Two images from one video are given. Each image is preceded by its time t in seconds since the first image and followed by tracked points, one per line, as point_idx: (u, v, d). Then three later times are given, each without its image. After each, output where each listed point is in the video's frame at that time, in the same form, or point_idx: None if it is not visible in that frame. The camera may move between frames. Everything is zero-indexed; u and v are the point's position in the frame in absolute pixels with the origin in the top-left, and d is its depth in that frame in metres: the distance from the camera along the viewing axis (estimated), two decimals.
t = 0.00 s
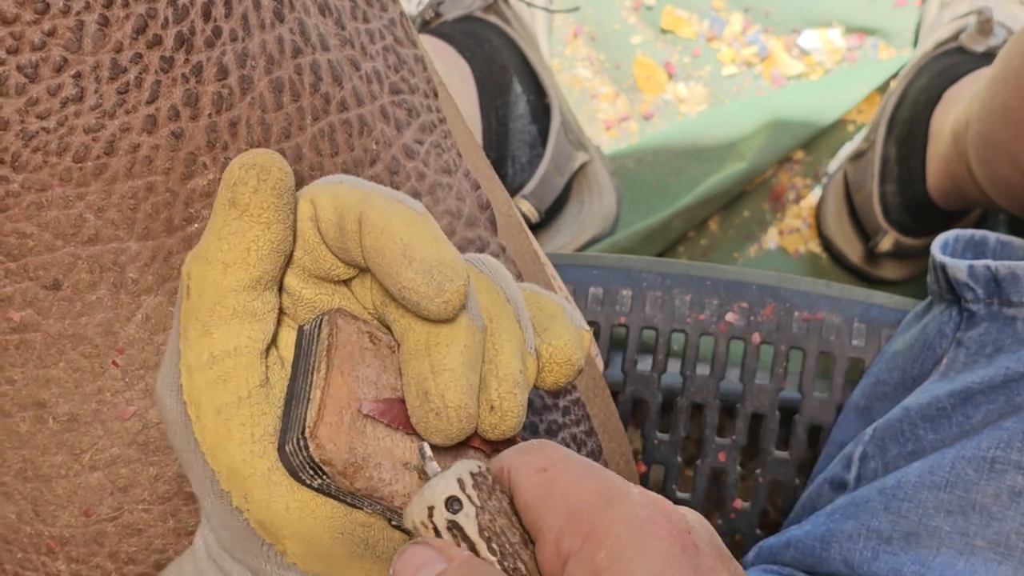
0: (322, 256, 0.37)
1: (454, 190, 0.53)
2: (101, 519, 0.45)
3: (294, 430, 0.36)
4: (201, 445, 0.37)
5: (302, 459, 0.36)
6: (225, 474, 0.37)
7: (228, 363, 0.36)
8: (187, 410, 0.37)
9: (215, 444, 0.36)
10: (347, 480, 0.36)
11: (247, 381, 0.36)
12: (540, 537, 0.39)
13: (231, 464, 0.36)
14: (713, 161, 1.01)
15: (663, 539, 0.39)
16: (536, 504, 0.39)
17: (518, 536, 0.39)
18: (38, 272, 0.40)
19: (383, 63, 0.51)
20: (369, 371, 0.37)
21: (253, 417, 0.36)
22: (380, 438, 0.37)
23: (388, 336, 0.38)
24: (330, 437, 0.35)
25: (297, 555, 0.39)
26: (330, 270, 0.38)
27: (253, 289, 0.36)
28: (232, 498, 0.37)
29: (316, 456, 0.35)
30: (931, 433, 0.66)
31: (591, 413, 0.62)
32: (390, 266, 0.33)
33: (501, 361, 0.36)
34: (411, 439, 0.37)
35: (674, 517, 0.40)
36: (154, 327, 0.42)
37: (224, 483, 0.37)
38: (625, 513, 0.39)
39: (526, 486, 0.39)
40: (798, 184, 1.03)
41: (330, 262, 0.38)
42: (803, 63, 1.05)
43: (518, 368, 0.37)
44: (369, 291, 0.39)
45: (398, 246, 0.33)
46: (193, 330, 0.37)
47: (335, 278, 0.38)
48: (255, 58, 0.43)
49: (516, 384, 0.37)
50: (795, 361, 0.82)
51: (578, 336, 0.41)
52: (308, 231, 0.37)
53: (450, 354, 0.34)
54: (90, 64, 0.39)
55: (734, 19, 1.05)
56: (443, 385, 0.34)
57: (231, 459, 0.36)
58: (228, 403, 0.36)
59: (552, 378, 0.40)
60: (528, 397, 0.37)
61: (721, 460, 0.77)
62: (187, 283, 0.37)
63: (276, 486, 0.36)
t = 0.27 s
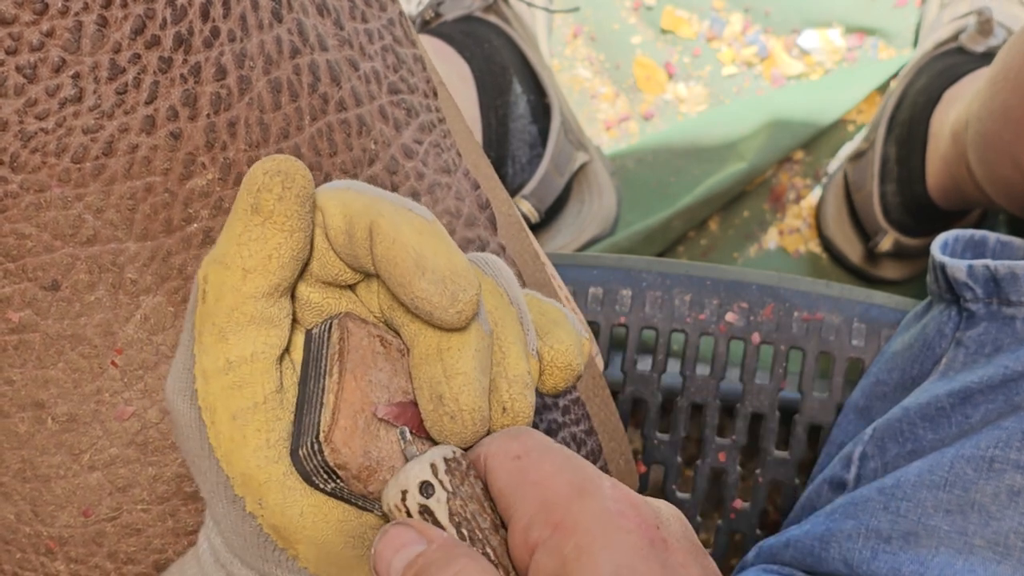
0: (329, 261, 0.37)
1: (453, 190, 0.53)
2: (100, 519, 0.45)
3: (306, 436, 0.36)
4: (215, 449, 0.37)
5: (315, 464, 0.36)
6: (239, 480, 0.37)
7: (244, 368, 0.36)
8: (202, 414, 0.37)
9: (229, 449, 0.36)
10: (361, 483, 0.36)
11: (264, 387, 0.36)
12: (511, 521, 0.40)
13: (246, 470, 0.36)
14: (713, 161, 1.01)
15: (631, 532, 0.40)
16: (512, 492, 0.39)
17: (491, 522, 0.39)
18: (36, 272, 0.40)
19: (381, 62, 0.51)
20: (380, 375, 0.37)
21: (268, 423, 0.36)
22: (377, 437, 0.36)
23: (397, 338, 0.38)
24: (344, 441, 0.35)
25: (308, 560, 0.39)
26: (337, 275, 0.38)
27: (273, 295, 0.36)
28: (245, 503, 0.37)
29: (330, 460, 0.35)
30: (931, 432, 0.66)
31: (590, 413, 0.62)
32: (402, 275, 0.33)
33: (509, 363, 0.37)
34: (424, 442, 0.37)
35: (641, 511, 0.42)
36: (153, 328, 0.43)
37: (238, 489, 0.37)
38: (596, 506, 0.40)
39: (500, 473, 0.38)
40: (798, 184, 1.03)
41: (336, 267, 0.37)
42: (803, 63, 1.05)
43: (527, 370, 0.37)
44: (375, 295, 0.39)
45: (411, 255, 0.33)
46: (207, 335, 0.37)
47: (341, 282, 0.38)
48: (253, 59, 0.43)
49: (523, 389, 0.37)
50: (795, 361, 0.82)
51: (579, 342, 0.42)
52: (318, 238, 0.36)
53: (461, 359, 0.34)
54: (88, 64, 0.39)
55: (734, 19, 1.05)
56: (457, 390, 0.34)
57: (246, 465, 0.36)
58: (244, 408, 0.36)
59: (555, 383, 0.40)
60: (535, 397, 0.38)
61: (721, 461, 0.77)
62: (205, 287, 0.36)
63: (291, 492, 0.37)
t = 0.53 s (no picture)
0: (332, 261, 0.38)
1: (452, 190, 0.53)
2: (99, 519, 0.45)
3: (307, 434, 0.36)
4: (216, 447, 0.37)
5: (317, 462, 0.36)
6: (241, 478, 0.37)
7: (247, 366, 0.36)
8: (203, 412, 0.37)
9: (231, 447, 0.36)
10: (362, 482, 0.36)
11: (266, 385, 0.36)
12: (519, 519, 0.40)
13: (248, 468, 0.36)
14: (713, 161, 1.01)
15: (642, 531, 0.40)
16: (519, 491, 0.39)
17: (497, 520, 0.40)
18: (35, 272, 0.40)
19: (380, 62, 0.51)
20: (382, 374, 0.37)
21: (270, 421, 0.36)
22: (377, 437, 0.36)
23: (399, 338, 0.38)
24: (346, 440, 0.35)
25: (309, 559, 0.39)
26: (339, 275, 0.38)
27: (277, 294, 0.36)
28: (246, 501, 0.37)
29: (331, 459, 0.36)
30: (930, 432, 0.66)
31: (589, 413, 0.62)
32: (407, 276, 0.33)
33: (511, 364, 0.37)
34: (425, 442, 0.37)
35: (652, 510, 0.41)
36: (152, 328, 0.43)
37: (240, 487, 0.37)
38: (605, 504, 0.40)
39: (505, 473, 0.38)
40: (798, 184, 1.02)
41: (339, 266, 0.38)
42: (802, 63, 1.05)
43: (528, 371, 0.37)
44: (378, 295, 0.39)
45: (416, 257, 0.33)
46: (210, 332, 0.37)
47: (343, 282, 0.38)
48: (251, 59, 0.43)
49: (523, 391, 0.37)
50: (794, 361, 0.82)
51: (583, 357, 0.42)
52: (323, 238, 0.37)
53: (464, 359, 0.34)
54: (88, 65, 0.39)
55: (734, 19, 1.05)
56: (460, 389, 0.34)
57: (248, 462, 0.36)
58: (246, 406, 0.36)
59: (556, 390, 0.40)
60: (534, 400, 0.38)
61: (721, 460, 0.77)
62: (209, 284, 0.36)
63: (293, 490, 0.37)
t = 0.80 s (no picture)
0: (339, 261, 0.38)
1: (452, 189, 0.53)
2: (100, 519, 0.45)
3: (314, 431, 0.36)
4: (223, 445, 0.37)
5: (322, 459, 0.36)
6: (246, 475, 0.37)
7: (256, 364, 0.37)
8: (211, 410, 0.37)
9: (238, 444, 0.36)
10: (367, 480, 0.36)
11: (275, 383, 0.36)
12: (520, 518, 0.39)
13: (253, 465, 0.36)
14: (713, 161, 1.01)
15: (640, 529, 0.39)
16: (521, 489, 0.38)
17: (500, 518, 0.39)
18: (36, 272, 0.40)
19: (380, 62, 0.51)
20: (389, 373, 0.37)
21: (277, 419, 0.36)
22: (381, 436, 0.36)
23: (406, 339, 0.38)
24: (352, 437, 0.36)
25: (313, 557, 0.39)
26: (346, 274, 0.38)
27: (288, 295, 0.36)
28: (251, 499, 0.37)
29: (339, 457, 0.36)
30: (931, 432, 0.66)
31: (590, 413, 0.62)
32: (417, 278, 0.33)
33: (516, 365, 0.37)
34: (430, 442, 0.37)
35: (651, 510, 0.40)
36: (152, 327, 0.43)
37: (244, 484, 0.37)
38: (606, 503, 0.39)
39: (508, 470, 0.37)
40: (798, 184, 1.02)
41: (346, 266, 0.38)
42: (802, 63, 1.05)
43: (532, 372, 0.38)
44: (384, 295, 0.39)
45: (426, 259, 0.33)
46: (220, 329, 0.37)
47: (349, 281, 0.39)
48: (252, 59, 0.43)
49: (527, 391, 0.38)
50: (794, 360, 0.82)
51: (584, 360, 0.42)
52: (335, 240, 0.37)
53: (472, 360, 0.35)
54: (88, 64, 0.39)
55: (734, 19, 1.05)
56: (467, 389, 0.34)
57: (254, 459, 0.36)
58: (255, 404, 0.36)
59: (559, 392, 0.40)
60: (537, 401, 0.38)
61: (721, 460, 0.77)
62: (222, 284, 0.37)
63: (298, 487, 0.37)
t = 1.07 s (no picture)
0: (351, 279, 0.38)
1: (450, 189, 0.53)
2: (97, 519, 0.45)
3: (332, 446, 0.36)
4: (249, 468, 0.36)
5: (341, 473, 0.36)
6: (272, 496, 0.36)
7: (289, 400, 0.35)
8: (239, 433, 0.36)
9: (264, 467, 0.36)
10: (386, 493, 0.37)
11: (302, 415, 0.35)
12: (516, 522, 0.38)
13: (280, 487, 0.36)
14: (713, 161, 1.01)
15: (627, 529, 0.38)
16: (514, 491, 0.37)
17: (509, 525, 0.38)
18: (32, 273, 0.41)
19: (377, 62, 0.51)
20: (403, 385, 0.38)
21: (305, 442, 0.36)
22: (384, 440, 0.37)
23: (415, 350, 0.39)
24: (372, 451, 0.36)
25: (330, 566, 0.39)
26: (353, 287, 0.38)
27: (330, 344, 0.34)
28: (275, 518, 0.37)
29: (358, 471, 0.36)
30: (930, 432, 0.66)
31: (589, 412, 0.62)
32: (434, 308, 0.34)
33: (523, 379, 0.39)
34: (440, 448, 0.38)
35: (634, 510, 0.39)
36: (149, 328, 0.43)
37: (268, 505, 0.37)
38: (594, 502, 0.38)
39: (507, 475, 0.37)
40: (798, 184, 1.02)
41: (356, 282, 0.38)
42: (803, 63, 1.05)
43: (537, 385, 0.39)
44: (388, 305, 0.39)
45: (441, 287, 0.34)
46: (261, 358, 0.35)
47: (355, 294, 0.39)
48: (247, 59, 0.44)
49: (534, 403, 0.39)
50: (794, 360, 0.82)
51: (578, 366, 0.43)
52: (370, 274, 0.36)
53: (484, 378, 0.36)
54: (82, 65, 0.39)
55: (734, 18, 1.05)
56: (480, 405, 0.37)
57: (281, 481, 0.36)
58: (285, 432, 0.35)
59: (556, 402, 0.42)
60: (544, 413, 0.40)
61: (720, 460, 0.77)
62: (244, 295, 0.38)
63: (322, 503, 0.37)
